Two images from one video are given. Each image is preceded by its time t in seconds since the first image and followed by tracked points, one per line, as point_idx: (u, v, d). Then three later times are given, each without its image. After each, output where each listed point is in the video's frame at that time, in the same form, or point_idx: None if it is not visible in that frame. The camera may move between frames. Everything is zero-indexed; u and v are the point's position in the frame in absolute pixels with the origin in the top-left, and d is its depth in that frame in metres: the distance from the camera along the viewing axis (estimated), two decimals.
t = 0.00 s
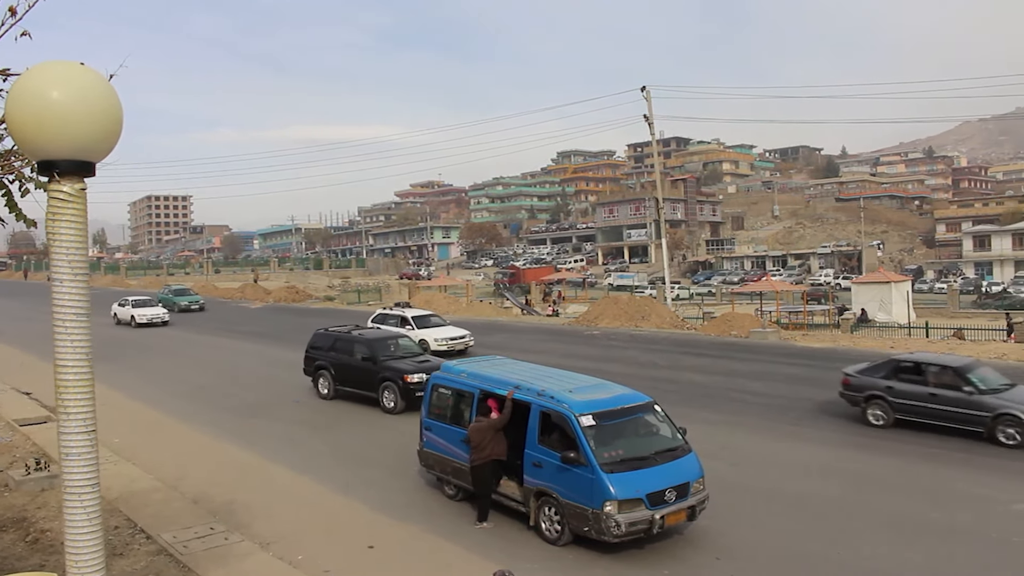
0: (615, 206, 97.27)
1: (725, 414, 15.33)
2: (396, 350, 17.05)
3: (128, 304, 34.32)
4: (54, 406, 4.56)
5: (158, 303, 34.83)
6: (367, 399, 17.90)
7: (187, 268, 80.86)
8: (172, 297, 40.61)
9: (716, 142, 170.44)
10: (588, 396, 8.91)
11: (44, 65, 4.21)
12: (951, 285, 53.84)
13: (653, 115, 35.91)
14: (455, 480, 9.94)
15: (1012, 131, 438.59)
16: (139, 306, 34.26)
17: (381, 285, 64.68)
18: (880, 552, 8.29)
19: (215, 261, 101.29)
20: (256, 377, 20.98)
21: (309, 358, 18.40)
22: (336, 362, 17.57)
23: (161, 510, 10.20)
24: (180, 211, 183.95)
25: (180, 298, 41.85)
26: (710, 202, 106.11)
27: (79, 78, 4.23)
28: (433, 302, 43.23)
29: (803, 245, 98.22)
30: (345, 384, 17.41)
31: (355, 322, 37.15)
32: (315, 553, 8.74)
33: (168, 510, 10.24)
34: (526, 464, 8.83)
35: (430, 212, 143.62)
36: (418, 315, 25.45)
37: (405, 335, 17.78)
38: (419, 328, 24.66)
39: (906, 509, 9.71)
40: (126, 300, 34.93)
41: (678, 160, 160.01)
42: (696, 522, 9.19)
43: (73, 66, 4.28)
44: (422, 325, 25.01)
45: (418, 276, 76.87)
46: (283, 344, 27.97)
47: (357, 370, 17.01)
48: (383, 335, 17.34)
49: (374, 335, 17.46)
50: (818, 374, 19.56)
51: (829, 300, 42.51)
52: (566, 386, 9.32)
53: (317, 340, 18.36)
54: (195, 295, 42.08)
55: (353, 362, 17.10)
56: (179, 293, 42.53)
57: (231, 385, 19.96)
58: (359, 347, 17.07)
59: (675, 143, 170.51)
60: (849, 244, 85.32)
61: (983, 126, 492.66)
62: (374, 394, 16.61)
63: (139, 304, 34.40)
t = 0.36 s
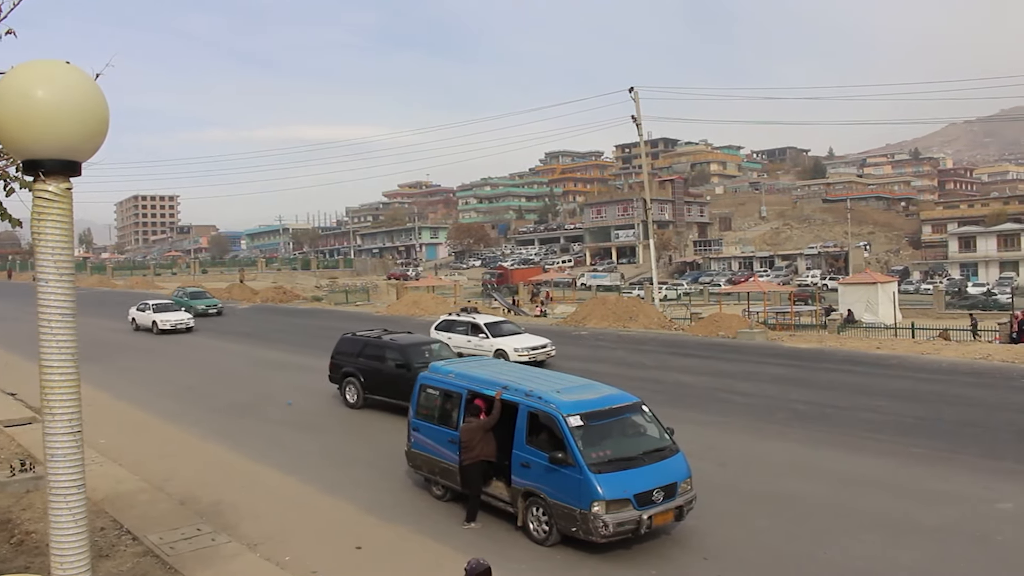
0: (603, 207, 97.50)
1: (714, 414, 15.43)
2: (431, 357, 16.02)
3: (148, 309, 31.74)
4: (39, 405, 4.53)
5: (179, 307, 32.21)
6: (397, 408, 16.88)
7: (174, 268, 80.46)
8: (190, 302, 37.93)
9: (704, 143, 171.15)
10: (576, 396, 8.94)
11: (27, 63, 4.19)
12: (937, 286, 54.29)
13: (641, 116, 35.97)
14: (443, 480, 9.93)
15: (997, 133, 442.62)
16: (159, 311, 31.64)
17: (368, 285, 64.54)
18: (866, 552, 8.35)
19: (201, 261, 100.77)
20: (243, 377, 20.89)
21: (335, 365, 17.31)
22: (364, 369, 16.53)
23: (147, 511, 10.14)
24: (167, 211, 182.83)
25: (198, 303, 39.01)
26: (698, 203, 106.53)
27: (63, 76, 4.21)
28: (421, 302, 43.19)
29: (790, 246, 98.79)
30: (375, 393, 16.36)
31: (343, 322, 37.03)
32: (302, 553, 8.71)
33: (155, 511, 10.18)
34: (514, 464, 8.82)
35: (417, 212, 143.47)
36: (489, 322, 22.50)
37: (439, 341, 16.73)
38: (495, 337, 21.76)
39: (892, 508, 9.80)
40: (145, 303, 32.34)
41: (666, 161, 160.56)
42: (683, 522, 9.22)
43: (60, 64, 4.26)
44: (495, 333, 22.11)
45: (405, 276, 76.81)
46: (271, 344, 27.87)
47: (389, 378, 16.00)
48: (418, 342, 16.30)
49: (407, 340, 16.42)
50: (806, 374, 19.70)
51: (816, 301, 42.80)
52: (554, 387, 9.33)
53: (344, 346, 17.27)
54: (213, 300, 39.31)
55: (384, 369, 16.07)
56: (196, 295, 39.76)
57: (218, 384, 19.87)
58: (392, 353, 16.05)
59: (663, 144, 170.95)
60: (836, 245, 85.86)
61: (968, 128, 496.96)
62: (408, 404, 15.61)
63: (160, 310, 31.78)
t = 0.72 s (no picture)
0: (592, 207, 97.66)
1: (703, 414, 15.47)
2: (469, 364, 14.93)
3: (178, 314, 28.82)
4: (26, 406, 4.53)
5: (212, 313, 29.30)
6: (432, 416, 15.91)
7: (162, 268, 80.04)
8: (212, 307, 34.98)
9: (692, 143, 171.73)
10: (567, 397, 8.94)
11: (14, 62, 4.18)
12: (923, 286, 54.67)
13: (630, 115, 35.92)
14: (432, 481, 9.94)
15: (983, 133, 446.35)
16: (190, 317, 28.73)
17: (357, 286, 64.35)
18: (854, 552, 8.39)
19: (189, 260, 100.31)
20: (231, 377, 20.78)
21: (366, 372, 16.27)
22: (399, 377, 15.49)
23: (135, 512, 10.07)
24: (154, 210, 181.62)
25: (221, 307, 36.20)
26: (686, 203, 106.85)
27: (51, 75, 4.20)
28: (410, 303, 43.10)
29: (778, 246, 99.29)
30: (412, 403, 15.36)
31: (332, 322, 36.86)
32: (290, 554, 8.67)
33: (143, 512, 10.11)
34: (504, 464, 8.83)
35: (406, 212, 143.20)
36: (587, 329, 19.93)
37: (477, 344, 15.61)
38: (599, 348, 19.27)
39: (880, 508, 9.87)
40: (175, 307, 29.44)
41: (655, 161, 160.97)
42: (673, 522, 9.24)
43: (46, 64, 4.26)
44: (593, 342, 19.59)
45: (394, 277, 76.68)
46: (259, 344, 27.73)
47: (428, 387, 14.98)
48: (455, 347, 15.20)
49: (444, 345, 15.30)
50: (794, 374, 19.79)
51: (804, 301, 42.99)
52: (544, 387, 9.32)
53: (374, 353, 16.25)
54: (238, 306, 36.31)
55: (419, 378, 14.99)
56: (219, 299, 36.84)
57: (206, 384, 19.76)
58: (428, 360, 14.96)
59: (652, 144, 171.31)
60: (824, 245, 86.33)
61: (955, 129, 500.69)
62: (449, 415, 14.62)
63: (191, 314, 28.92)
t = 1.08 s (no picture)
0: (581, 207, 97.72)
1: (693, 413, 15.49)
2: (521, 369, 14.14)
3: (219, 322, 26.12)
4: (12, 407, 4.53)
5: (254, 318, 26.65)
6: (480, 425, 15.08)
7: (150, 268, 79.60)
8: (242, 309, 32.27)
9: (682, 143, 172.19)
10: (559, 397, 8.91)
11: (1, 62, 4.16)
12: (912, 286, 54.94)
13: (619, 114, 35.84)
14: (423, 482, 9.89)
15: (971, 133, 450.13)
16: (232, 324, 26.08)
17: (346, 286, 64.09)
18: (844, 551, 8.40)
19: (176, 260, 99.81)
20: (220, 377, 20.67)
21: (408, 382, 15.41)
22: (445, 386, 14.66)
23: (123, 513, 9.95)
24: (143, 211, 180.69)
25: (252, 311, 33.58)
26: (676, 203, 107.10)
27: (38, 74, 4.19)
28: (399, 303, 42.98)
29: (767, 246, 99.68)
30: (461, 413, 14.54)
31: (321, 322, 36.69)
32: (280, 555, 8.61)
33: (131, 513, 10.02)
34: (495, 465, 8.80)
35: (395, 212, 142.83)
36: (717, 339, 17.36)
37: (528, 351, 14.81)
38: (732, 360, 16.68)
39: (869, 507, 9.90)
40: (213, 313, 26.74)
41: (644, 161, 161.24)
42: (665, 522, 9.23)
43: (34, 62, 4.25)
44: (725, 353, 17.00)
45: (383, 277, 76.50)
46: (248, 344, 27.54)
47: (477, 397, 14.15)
48: (504, 352, 14.41)
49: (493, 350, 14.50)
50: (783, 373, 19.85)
51: (792, 300, 43.12)
52: (536, 387, 9.27)
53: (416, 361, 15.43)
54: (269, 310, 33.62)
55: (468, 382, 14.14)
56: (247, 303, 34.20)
57: (194, 385, 19.63)
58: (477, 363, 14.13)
59: (641, 143, 171.60)
60: (813, 245, 86.70)
61: (942, 129, 504.02)
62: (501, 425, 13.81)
63: (232, 320, 26.29)
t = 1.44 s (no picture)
0: (571, 207, 97.76)
1: (684, 413, 15.51)
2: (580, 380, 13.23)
3: (274, 329, 23.57)
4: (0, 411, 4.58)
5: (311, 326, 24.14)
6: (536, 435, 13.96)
7: (139, 268, 79.13)
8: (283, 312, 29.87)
9: (672, 143, 172.60)
10: (552, 398, 8.91)
11: None
12: (900, 286, 55.25)
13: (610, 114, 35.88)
14: (416, 483, 9.86)
15: (958, 134, 453.17)
16: (288, 332, 23.54)
17: (336, 285, 63.84)
18: (835, 550, 8.43)
19: (165, 260, 99.34)
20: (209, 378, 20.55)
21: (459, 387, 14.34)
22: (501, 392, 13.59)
23: (112, 514, 9.88)
24: (132, 210, 179.58)
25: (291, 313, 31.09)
26: (666, 203, 107.35)
27: (22, 72, 4.23)
28: (390, 303, 42.86)
29: (757, 246, 100.04)
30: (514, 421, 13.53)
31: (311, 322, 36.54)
32: (270, 555, 8.57)
33: (120, 513, 9.94)
34: (488, 466, 8.79)
35: (385, 212, 142.47)
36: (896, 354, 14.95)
37: (585, 361, 13.88)
38: (917, 377, 14.37)
39: (859, 506, 9.95)
40: (266, 319, 24.17)
41: (634, 161, 161.40)
42: (657, 522, 9.24)
43: (18, 60, 4.28)
44: (907, 370, 14.61)
45: (373, 276, 76.29)
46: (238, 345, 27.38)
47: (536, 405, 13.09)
48: (562, 362, 13.48)
49: (550, 359, 13.58)
50: (774, 373, 19.90)
51: (782, 300, 43.29)
52: (528, 388, 9.26)
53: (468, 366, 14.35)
54: (308, 314, 31.26)
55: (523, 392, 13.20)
56: (283, 306, 31.89)
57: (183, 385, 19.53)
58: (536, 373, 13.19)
59: (632, 143, 171.95)
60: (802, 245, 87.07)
61: (931, 129, 507.32)
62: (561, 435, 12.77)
63: (287, 329, 23.66)
